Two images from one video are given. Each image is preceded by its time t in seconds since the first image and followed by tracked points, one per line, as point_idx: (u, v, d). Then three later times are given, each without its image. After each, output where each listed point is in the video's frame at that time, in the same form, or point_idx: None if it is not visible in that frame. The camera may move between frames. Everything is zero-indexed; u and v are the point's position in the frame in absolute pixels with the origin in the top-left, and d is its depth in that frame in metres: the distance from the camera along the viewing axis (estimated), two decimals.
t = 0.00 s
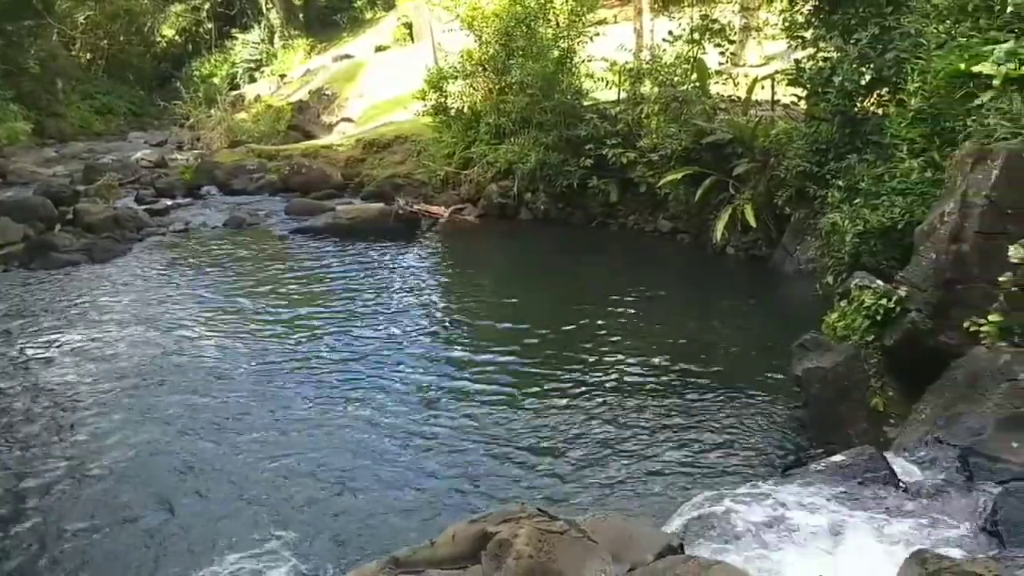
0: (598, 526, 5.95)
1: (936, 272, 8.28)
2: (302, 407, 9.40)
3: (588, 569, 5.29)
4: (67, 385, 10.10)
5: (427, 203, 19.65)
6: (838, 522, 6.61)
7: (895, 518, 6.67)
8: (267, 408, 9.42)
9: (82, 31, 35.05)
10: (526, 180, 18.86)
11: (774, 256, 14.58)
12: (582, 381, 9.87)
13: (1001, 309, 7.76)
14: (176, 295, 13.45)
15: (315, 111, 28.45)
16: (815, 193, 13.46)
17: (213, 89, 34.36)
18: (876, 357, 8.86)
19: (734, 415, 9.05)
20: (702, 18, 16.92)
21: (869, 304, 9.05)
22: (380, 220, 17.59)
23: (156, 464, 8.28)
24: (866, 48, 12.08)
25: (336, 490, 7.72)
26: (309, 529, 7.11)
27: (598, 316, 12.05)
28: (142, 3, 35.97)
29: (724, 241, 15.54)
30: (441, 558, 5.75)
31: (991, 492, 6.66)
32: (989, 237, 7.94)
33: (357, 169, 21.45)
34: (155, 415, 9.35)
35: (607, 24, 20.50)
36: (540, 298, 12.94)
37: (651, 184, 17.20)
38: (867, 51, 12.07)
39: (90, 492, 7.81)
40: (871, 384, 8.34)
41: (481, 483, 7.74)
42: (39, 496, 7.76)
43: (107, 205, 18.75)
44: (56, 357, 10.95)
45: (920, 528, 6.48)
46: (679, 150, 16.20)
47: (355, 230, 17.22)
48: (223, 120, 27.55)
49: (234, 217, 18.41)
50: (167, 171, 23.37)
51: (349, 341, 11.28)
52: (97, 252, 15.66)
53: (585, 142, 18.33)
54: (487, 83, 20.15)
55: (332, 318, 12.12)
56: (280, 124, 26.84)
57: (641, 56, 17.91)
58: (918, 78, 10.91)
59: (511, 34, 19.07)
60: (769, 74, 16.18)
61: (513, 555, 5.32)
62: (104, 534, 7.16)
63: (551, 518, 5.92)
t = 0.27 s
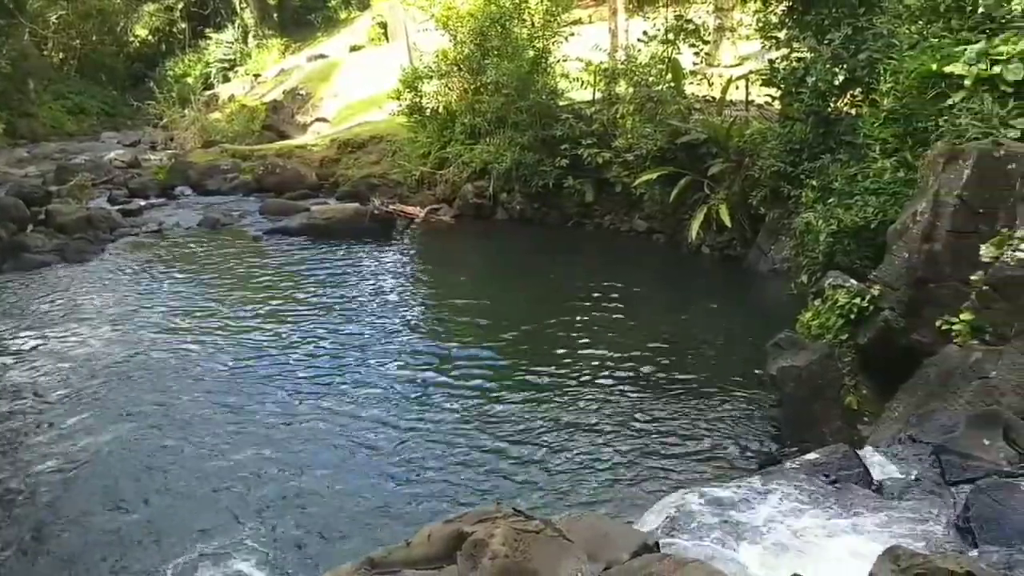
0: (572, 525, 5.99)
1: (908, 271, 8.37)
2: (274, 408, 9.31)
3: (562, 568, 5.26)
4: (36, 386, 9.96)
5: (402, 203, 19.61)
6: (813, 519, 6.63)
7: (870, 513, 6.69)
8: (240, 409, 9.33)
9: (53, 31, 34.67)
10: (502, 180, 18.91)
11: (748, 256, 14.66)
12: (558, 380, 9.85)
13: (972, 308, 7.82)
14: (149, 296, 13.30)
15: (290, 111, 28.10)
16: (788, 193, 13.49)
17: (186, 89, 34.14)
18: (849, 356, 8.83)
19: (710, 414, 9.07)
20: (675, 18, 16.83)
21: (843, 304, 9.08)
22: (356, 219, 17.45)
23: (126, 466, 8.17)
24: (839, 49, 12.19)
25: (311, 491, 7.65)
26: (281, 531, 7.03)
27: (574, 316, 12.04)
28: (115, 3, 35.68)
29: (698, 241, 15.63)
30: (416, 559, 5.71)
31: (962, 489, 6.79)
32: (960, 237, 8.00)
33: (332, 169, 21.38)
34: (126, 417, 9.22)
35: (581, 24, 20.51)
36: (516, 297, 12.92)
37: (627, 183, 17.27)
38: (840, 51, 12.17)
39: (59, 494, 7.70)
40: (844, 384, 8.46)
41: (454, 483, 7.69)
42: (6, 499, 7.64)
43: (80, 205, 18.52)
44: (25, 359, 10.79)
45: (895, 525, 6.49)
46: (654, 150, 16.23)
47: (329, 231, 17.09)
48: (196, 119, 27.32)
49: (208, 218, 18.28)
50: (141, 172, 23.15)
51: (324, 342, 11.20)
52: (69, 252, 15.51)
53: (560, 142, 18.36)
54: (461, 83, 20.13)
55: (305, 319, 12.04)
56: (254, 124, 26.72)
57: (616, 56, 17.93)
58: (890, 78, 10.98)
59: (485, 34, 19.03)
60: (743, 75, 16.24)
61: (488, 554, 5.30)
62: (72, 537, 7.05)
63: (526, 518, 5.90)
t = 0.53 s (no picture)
0: (548, 524, 5.97)
1: (881, 269, 8.41)
2: (247, 408, 9.21)
3: (538, 567, 5.24)
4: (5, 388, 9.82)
5: (377, 203, 19.53)
6: (786, 517, 6.62)
7: (845, 511, 6.69)
8: (212, 409, 9.23)
9: (25, 30, 34.32)
10: (477, 180, 18.88)
11: (723, 256, 14.71)
12: (535, 380, 9.82)
13: (944, 306, 7.88)
14: (121, 296, 13.16)
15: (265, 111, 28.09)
16: (762, 193, 13.53)
17: (160, 89, 33.93)
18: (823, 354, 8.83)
19: (686, 413, 9.08)
20: (650, 19, 16.82)
21: (816, 303, 9.06)
22: (330, 219, 17.26)
23: (96, 468, 8.06)
24: (813, 49, 12.27)
25: (284, 491, 7.57)
26: (253, 533, 6.94)
27: (550, 316, 12.02)
28: (88, 2, 35.39)
29: (674, 241, 15.67)
30: (391, 559, 5.65)
31: (935, 486, 6.82)
32: (932, 237, 8.06)
33: (306, 169, 21.29)
34: (96, 418, 9.10)
35: (556, 23, 20.49)
36: (491, 297, 12.89)
37: (602, 183, 17.31)
38: (813, 51, 12.25)
39: (27, 496, 7.58)
40: (819, 382, 8.44)
41: (429, 484, 7.65)
42: None
43: (52, 206, 18.30)
44: None
45: (866, 523, 6.51)
46: (629, 150, 16.26)
47: (303, 231, 16.95)
48: (170, 119, 27.12)
49: (182, 218, 18.14)
50: (114, 172, 22.93)
51: (298, 342, 11.11)
52: (41, 253, 15.33)
53: (536, 142, 18.33)
54: (436, 83, 20.10)
55: (280, 319, 11.95)
56: (228, 124, 26.61)
57: (591, 56, 17.94)
58: (863, 78, 11.04)
59: (460, 34, 18.97)
60: (717, 75, 16.30)
61: (463, 554, 5.27)
62: (40, 539, 6.94)
63: (502, 518, 5.86)
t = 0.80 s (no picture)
0: (526, 523, 5.93)
1: (858, 268, 8.46)
2: (223, 409, 9.13)
3: (515, 567, 5.26)
4: None
5: (355, 203, 19.46)
6: (764, 516, 6.63)
7: (823, 509, 6.70)
8: (188, 410, 9.13)
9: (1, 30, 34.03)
10: (456, 180, 18.86)
11: (701, 256, 14.74)
12: (514, 379, 9.80)
13: (920, 304, 7.98)
14: (97, 297, 13.02)
15: (241, 110, 28.50)
16: (741, 192, 13.54)
17: (136, 89, 33.73)
18: (800, 353, 8.84)
19: (665, 412, 9.09)
20: (628, 18, 16.83)
21: (794, 301, 9.09)
22: (307, 220, 17.39)
23: (70, 469, 7.95)
24: (789, 49, 12.33)
25: (261, 492, 7.51)
26: (230, 534, 6.88)
27: (530, 316, 11.99)
28: (65, 2, 35.15)
29: (652, 241, 15.69)
30: (369, 559, 5.59)
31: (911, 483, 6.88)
32: (909, 236, 8.11)
33: (284, 169, 21.18)
34: (72, 420, 8.98)
35: (534, 23, 20.47)
36: (470, 298, 12.85)
37: (581, 183, 17.39)
38: (790, 51, 12.32)
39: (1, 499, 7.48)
40: (796, 380, 8.48)
41: (407, 484, 7.60)
42: None
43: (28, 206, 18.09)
44: None
45: (843, 520, 6.52)
46: (607, 150, 16.27)
47: (282, 231, 16.97)
48: (147, 119, 27.03)
49: (159, 218, 18.01)
50: (90, 172, 22.72)
51: (275, 342, 11.04)
52: (17, 254, 15.17)
53: (514, 142, 18.29)
54: (415, 83, 20.10)
55: (257, 320, 11.86)
56: (205, 124, 26.60)
57: (569, 56, 17.96)
58: (840, 79, 11.08)
59: (438, 33, 18.94)
60: (695, 75, 16.34)
61: (442, 554, 5.24)
62: (13, 542, 6.84)
63: (480, 517, 5.82)
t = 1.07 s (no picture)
0: (501, 522, 5.89)
1: (830, 267, 8.54)
2: (197, 410, 9.06)
3: (490, 568, 5.26)
4: None
5: (330, 203, 19.39)
6: (738, 513, 6.67)
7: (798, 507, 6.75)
8: (162, 410, 9.07)
9: None
10: (432, 180, 18.86)
11: (677, 255, 14.82)
12: (490, 378, 9.80)
13: (892, 303, 8.10)
14: (70, 298, 12.88)
15: (215, 111, 28.33)
16: (715, 193, 13.59)
17: (109, 89, 33.46)
18: (774, 352, 8.86)
19: (641, 410, 9.11)
20: (603, 19, 16.87)
21: (768, 300, 9.08)
22: (282, 219, 17.30)
23: (41, 471, 7.87)
24: (763, 50, 12.42)
25: (236, 492, 7.47)
26: (205, 534, 6.84)
27: (506, 315, 12.00)
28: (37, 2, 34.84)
29: (628, 240, 15.68)
30: (343, 560, 5.56)
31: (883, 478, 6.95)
32: (881, 235, 8.21)
33: (258, 169, 21.06)
34: (43, 420, 8.88)
35: (509, 23, 20.46)
36: (446, 298, 12.83)
37: (557, 183, 17.43)
38: (763, 52, 12.41)
39: None
40: (771, 378, 8.52)
41: (383, 483, 7.58)
42: None
43: None
44: None
45: (816, 517, 6.58)
46: (583, 150, 16.37)
47: (256, 232, 16.88)
48: (120, 119, 26.96)
49: (132, 219, 17.85)
50: (62, 172, 22.48)
51: (250, 343, 10.97)
52: None
53: (490, 142, 18.30)
54: (389, 83, 19.97)
55: (232, 320, 11.78)
56: (179, 124, 26.57)
57: (544, 56, 18.00)
58: (813, 79, 11.17)
59: (413, 33, 18.90)
60: (669, 75, 16.40)
61: (417, 554, 5.26)
62: None
63: (456, 517, 5.79)
